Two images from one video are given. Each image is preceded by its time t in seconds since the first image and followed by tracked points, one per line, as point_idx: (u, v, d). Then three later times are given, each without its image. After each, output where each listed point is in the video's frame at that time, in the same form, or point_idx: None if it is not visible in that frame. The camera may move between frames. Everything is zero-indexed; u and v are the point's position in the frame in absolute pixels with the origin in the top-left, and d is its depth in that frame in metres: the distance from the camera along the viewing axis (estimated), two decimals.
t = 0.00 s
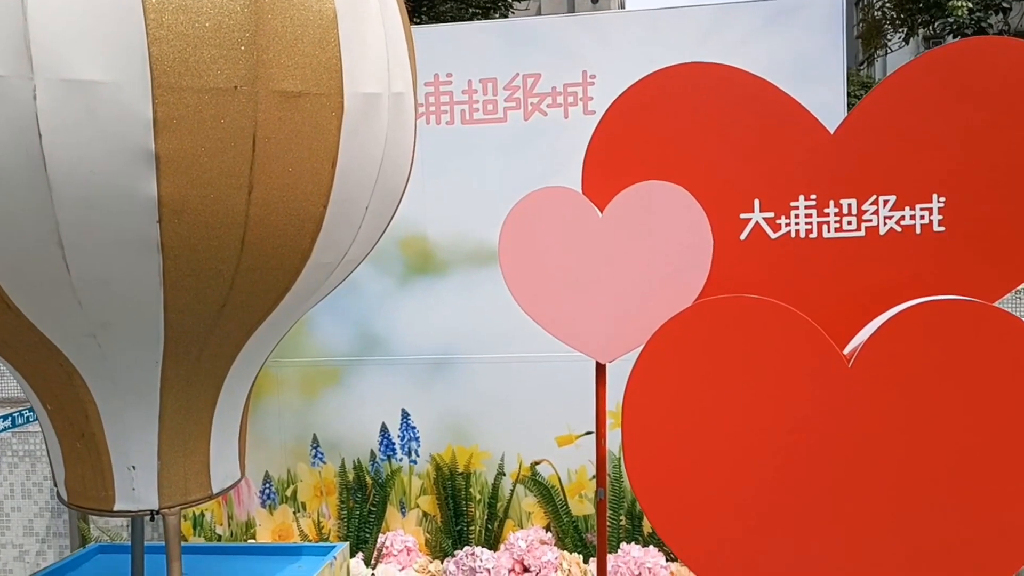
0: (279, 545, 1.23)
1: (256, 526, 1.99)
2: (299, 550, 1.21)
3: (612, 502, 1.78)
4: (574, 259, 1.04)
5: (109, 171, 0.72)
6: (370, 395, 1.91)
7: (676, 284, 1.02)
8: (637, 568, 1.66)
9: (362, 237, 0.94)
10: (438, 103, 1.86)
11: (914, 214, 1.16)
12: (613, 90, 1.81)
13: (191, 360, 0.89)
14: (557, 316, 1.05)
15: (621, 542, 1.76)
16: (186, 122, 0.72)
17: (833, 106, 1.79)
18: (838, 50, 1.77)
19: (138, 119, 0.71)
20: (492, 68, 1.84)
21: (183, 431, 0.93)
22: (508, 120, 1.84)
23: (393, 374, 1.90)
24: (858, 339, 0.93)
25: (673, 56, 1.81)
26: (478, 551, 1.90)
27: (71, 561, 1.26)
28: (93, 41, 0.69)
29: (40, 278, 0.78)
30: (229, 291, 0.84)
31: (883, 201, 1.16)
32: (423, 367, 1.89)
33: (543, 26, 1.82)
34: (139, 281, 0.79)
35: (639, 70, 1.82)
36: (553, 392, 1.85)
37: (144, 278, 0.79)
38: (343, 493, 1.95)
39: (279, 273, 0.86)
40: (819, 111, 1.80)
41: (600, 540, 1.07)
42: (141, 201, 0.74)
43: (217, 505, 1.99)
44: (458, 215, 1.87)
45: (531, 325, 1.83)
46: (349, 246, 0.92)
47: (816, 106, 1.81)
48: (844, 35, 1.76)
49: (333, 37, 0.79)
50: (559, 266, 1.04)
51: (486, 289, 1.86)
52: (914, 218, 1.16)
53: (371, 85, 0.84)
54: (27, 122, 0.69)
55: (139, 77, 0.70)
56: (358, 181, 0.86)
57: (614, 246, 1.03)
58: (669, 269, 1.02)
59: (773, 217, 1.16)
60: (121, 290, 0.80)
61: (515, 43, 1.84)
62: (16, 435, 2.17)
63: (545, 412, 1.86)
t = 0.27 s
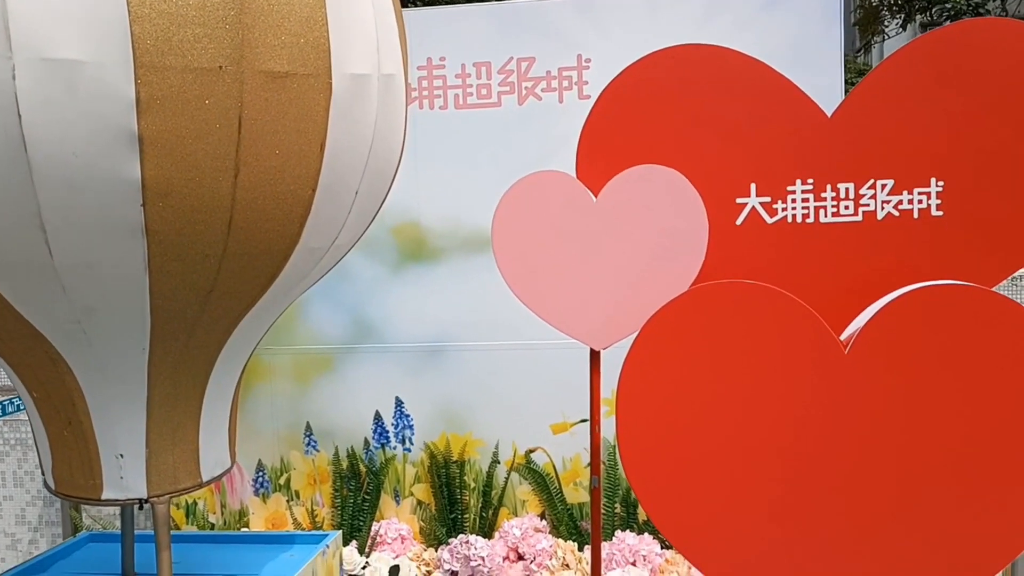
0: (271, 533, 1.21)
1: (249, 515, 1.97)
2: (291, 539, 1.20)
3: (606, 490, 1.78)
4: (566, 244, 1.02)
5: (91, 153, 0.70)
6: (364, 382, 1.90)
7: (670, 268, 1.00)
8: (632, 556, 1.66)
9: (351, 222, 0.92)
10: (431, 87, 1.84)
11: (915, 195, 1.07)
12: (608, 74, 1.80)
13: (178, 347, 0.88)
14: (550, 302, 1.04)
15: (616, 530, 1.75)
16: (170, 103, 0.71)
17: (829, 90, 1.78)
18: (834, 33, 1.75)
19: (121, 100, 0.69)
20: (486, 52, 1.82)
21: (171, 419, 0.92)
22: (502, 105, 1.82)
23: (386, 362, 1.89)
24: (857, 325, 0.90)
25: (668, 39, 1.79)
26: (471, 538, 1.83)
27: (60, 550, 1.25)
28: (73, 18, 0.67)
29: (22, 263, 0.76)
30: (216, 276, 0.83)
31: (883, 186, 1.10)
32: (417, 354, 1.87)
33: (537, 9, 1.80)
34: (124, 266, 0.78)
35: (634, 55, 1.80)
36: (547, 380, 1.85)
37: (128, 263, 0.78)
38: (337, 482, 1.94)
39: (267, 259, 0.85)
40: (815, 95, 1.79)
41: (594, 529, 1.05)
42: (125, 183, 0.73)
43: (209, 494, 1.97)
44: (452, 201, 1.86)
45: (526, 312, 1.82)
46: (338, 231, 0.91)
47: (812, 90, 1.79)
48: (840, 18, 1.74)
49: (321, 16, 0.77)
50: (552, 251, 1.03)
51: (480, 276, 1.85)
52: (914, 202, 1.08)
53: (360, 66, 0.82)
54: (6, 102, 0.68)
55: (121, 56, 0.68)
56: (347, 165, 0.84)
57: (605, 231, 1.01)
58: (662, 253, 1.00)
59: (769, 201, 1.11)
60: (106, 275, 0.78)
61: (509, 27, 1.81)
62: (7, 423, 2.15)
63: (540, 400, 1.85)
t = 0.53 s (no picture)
0: (261, 528, 1.20)
1: (240, 509, 1.97)
2: (281, 534, 1.19)
3: (599, 483, 1.77)
4: (560, 235, 1.01)
5: (72, 142, 0.69)
6: (355, 375, 1.89)
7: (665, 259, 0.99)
8: (625, 549, 1.66)
9: (340, 213, 0.91)
10: (422, 78, 1.82)
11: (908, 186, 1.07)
12: (600, 64, 1.78)
13: (164, 340, 0.86)
14: (543, 293, 1.04)
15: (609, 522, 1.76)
16: (153, 91, 0.69)
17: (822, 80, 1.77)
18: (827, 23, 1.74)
19: (102, 88, 0.68)
20: (477, 41, 1.81)
21: (157, 414, 0.91)
22: (494, 95, 1.81)
23: (378, 355, 1.87)
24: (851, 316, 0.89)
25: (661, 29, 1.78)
26: (465, 531, 1.84)
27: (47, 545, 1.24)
28: (52, 4, 0.65)
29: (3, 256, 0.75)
30: (203, 268, 0.81)
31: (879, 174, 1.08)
32: (409, 347, 1.86)
33: None
34: (108, 257, 0.77)
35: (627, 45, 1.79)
36: (540, 373, 1.84)
37: (112, 255, 0.77)
38: (328, 476, 1.93)
39: (254, 251, 0.84)
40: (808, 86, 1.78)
41: (587, 522, 1.05)
42: (107, 173, 0.71)
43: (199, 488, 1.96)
44: (443, 193, 1.84)
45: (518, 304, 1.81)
46: (327, 222, 0.89)
47: (805, 80, 1.79)
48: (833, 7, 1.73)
49: (308, 3, 0.76)
50: (546, 241, 1.02)
51: (472, 268, 1.84)
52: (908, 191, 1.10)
53: (349, 54, 0.80)
54: None
55: (102, 43, 0.67)
56: (335, 155, 0.83)
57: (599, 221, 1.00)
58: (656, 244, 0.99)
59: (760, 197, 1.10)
60: (89, 267, 0.77)
61: (501, 16, 1.80)
62: None
63: (533, 393, 1.85)
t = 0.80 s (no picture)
0: (249, 523, 1.19)
1: (229, 503, 1.94)
2: (270, 529, 1.17)
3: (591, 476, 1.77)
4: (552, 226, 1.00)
5: (52, 130, 0.67)
6: (345, 369, 1.87)
7: (657, 252, 0.98)
8: (617, 541, 1.65)
9: (328, 204, 0.89)
10: (412, 67, 1.80)
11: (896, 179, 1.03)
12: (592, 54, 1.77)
13: (148, 333, 0.85)
14: (534, 285, 1.02)
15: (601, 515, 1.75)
16: (134, 78, 0.67)
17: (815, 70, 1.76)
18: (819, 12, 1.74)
19: (82, 74, 0.66)
20: (468, 31, 1.79)
21: (142, 408, 0.89)
22: (485, 85, 1.79)
23: (368, 347, 1.86)
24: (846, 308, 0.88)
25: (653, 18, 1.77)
26: (457, 525, 1.84)
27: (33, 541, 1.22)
28: None
29: None
30: (187, 259, 0.80)
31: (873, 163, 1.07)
32: (400, 340, 1.85)
33: None
34: (90, 248, 0.75)
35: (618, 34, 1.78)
36: (532, 365, 1.83)
37: (94, 245, 0.75)
38: (318, 470, 1.91)
39: (239, 243, 0.82)
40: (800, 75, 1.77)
41: (579, 516, 1.04)
42: (88, 162, 0.69)
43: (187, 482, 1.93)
44: (434, 184, 1.83)
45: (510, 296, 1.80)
46: (314, 213, 0.88)
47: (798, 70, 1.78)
48: None
49: None
50: (537, 232, 1.01)
51: (464, 260, 1.83)
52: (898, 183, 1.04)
53: (336, 41, 0.79)
54: None
55: (82, 28, 0.65)
56: (322, 145, 0.81)
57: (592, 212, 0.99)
58: (650, 236, 0.98)
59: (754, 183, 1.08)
60: (71, 258, 0.75)
61: (492, 5, 1.78)
62: None
63: (524, 386, 1.84)
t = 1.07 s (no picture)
0: (235, 522, 1.16)
1: (215, 501, 1.91)
2: (255, 527, 1.14)
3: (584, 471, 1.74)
4: (545, 219, 0.98)
5: (22, 118, 0.64)
6: (334, 363, 1.84)
7: (653, 247, 0.96)
8: (610, 538, 1.62)
9: (313, 194, 0.86)
10: (400, 56, 1.77)
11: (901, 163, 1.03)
12: (583, 42, 1.74)
13: (128, 329, 0.82)
14: (526, 279, 1.00)
15: (594, 511, 1.72)
16: (108, 63, 0.65)
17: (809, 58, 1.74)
18: None
19: (53, 59, 0.63)
20: (457, 19, 1.76)
21: (122, 405, 0.86)
22: (474, 74, 1.76)
23: (357, 341, 1.83)
24: (845, 299, 0.86)
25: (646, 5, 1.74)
26: (448, 522, 1.80)
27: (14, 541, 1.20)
28: None
29: None
30: (167, 252, 0.77)
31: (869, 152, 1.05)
32: (389, 334, 1.82)
33: None
34: (64, 241, 0.72)
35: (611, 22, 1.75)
36: (523, 359, 1.81)
37: (69, 238, 0.72)
38: (306, 466, 1.89)
39: (221, 234, 0.79)
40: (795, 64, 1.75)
41: (573, 513, 1.01)
42: (61, 151, 0.67)
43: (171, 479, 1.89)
44: (423, 175, 1.80)
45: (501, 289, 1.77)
46: (299, 204, 0.85)
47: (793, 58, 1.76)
48: None
49: None
50: (530, 226, 0.98)
51: (453, 252, 1.80)
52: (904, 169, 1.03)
53: (320, 25, 0.76)
54: None
55: (52, 10, 0.62)
56: (307, 133, 0.78)
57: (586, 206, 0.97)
58: (645, 231, 0.96)
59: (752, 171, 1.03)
60: (45, 251, 0.73)
61: None
62: None
63: (515, 380, 1.82)
